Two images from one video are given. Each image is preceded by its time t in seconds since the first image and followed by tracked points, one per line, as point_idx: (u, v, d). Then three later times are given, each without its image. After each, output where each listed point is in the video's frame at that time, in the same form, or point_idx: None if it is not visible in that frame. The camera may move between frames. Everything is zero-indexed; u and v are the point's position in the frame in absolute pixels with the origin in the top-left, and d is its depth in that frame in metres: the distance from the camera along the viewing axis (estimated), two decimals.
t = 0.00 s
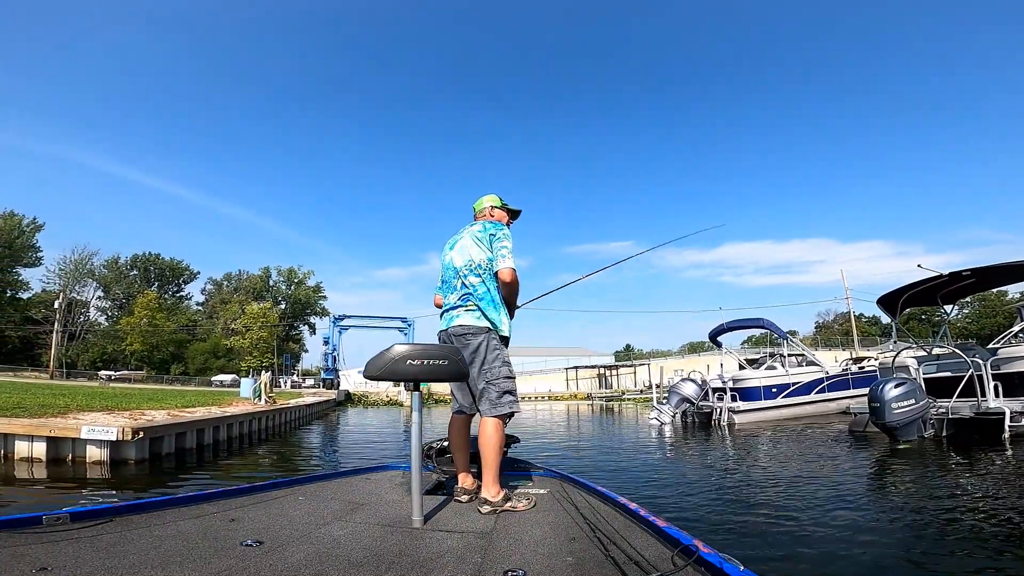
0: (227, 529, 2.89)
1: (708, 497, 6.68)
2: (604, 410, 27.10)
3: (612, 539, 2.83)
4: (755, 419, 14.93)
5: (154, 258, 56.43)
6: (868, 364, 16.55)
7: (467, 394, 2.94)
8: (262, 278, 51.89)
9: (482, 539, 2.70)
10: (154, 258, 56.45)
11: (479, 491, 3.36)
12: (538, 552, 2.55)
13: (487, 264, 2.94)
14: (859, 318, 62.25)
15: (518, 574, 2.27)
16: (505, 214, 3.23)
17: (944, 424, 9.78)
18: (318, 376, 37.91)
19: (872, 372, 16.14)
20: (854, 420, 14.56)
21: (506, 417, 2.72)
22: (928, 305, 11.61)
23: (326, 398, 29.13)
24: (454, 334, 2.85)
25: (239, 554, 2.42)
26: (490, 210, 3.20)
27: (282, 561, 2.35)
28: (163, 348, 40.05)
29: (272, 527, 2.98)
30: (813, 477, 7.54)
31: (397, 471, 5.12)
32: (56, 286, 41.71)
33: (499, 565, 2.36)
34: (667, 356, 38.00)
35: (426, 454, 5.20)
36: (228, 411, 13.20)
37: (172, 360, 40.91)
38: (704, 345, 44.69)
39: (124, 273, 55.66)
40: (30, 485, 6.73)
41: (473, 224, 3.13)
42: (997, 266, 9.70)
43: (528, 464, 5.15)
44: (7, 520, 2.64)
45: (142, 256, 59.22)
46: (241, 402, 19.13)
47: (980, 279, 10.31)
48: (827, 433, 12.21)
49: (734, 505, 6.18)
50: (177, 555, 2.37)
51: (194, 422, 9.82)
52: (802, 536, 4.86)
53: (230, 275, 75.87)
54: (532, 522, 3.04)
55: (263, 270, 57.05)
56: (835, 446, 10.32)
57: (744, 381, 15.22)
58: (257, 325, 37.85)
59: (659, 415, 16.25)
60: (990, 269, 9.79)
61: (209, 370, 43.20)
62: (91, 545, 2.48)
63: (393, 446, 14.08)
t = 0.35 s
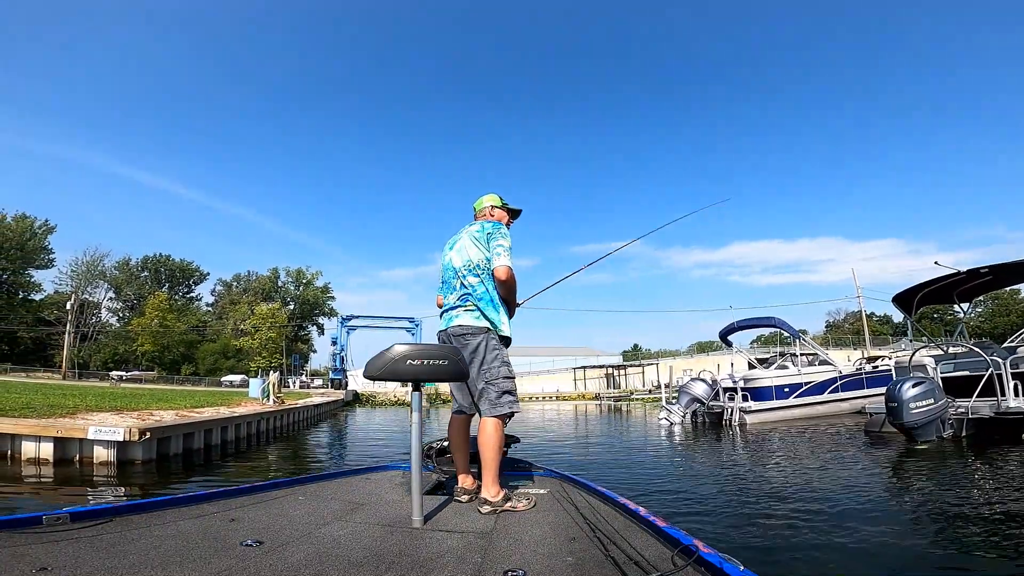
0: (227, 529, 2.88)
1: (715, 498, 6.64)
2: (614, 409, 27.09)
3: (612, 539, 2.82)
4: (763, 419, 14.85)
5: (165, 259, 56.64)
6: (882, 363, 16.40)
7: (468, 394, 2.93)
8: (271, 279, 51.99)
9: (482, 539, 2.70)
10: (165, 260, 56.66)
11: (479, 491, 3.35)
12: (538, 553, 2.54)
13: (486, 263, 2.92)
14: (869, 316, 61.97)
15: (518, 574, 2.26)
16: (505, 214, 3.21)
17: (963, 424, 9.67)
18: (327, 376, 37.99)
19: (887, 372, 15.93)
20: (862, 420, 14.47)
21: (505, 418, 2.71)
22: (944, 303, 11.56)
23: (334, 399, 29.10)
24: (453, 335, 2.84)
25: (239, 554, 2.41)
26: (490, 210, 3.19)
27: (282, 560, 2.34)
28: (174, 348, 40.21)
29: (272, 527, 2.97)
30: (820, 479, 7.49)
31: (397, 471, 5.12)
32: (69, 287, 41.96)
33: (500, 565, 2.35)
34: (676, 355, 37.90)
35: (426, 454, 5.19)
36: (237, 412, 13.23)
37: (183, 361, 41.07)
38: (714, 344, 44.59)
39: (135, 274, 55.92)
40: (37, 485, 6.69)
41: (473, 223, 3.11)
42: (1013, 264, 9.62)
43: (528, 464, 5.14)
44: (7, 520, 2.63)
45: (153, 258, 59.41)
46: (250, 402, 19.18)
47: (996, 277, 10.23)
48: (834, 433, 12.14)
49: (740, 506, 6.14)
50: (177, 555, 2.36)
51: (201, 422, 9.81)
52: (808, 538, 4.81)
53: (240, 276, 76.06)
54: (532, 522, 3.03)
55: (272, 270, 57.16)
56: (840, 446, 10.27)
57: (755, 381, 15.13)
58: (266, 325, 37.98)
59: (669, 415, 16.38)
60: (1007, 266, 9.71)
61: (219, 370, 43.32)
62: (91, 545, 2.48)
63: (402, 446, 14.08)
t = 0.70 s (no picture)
0: (226, 529, 2.88)
1: (721, 499, 6.59)
2: (623, 409, 27.08)
3: (612, 539, 2.81)
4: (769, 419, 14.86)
5: (174, 261, 56.79)
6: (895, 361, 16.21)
7: (469, 394, 2.92)
8: (279, 280, 52.08)
9: (482, 539, 2.69)
10: (174, 261, 56.82)
11: (480, 491, 3.35)
12: (538, 552, 2.53)
13: (484, 262, 2.91)
14: (881, 315, 61.83)
15: (518, 574, 2.25)
16: (504, 214, 3.20)
17: (982, 423, 9.57)
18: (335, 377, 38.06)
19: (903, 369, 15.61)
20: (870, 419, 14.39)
21: (505, 417, 2.70)
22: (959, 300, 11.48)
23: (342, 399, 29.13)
24: (454, 335, 2.83)
25: (240, 554, 2.41)
26: (489, 210, 3.17)
27: (282, 561, 2.34)
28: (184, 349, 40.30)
29: (271, 526, 2.97)
30: (827, 479, 7.43)
31: (397, 471, 5.12)
32: (79, 289, 42.21)
33: (500, 565, 2.34)
34: (684, 354, 37.79)
35: (426, 454, 5.19)
36: (244, 412, 13.25)
37: (193, 361, 41.19)
38: (722, 343, 44.42)
39: (145, 276, 56.11)
40: (44, 486, 6.68)
41: (472, 224, 3.10)
42: None
43: (527, 464, 5.13)
44: (5, 520, 2.62)
45: (162, 259, 59.55)
46: (258, 402, 19.18)
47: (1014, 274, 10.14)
48: (841, 433, 12.08)
49: (746, 507, 6.09)
50: (177, 555, 2.36)
51: (208, 422, 9.80)
52: (811, 540, 4.78)
53: (248, 276, 76.14)
54: (532, 522, 3.02)
55: (280, 271, 57.28)
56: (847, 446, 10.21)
57: (766, 379, 15.07)
58: (275, 326, 38.06)
59: (679, 414, 16.34)
60: None
61: (228, 370, 43.41)
62: (91, 545, 2.47)
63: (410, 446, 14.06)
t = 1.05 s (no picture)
0: (226, 529, 2.88)
1: (727, 500, 6.54)
2: (630, 408, 27.08)
3: (612, 539, 2.81)
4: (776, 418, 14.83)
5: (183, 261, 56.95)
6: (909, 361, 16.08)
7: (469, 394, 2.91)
8: (286, 281, 52.19)
9: (482, 539, 2.69)
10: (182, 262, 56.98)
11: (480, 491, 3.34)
12: (537, 552, 2.53)
13: (482, 262, 2.90)
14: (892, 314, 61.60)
15: (518, 574, 2.25)
16: (503, 215, 3.19)
17: (1001, 422, 9.49)
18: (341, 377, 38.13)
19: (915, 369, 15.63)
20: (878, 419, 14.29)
21: (504, 418, 2.68)
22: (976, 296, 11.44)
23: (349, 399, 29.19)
24: (452, 335, 2.81)
25: (239, 554, 2.41)
26: (488, 210, 3.16)
27: (282, 560, 2.34)
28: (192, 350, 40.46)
29: (272, 527, 2.97)
30: (832, 480, 7.38)
31: (398, 471, 5.12)
32: (89, 291, 42.55)
33: (499, 565, 2.34)
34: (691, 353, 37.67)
35: (426, 454, 5.18)
36: (251, 412, 13.26)
37: (202, 362, 41.32)
38: (730, 341, 44.20)
39: (154, 276, 56.32)
40: (49, 487, 6.67)
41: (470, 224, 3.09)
42: None
43: (528, 464, 5.13)
44: (5, 520, 2.62)
45: (172, 260, 59.75)
46: (265, 403, 19.22)
47: None
48: (848, 433, 12.00)
49: (752, 508, 6.04)
50: (177, 555, 2.36)
51: (214, 423, 9.81)
52: (812, 540, 4.78)
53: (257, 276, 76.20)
54: (532, 522, 3.02)
55: (287, 272, 57.47)
56: (853, 446, 10.16)
57: (777, 378, 15.00)
58: (282, 327, 38.17)
59: (688, 413, 16.43)
60: None
61: (236, 371, 43.50)
62: (91, 545, 2.47)
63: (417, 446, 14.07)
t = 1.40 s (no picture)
0: (226, 529, 2.88)
1: (733, 501, 6.48)
2: (638, 408, 27.05)
3: (612, 539, 2.80)
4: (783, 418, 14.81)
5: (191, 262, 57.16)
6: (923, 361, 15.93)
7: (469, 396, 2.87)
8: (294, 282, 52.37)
9: (482, 539, 2.68)
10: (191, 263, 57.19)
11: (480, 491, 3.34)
12: (538, 553, 2.52)
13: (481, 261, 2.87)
14: (902, 313, 61.46)
15: (518, 574, 2.24)
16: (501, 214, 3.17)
17: (1018, 423, 9.42)
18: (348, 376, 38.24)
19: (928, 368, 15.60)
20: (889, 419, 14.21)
21: (504, 420, 2.66)
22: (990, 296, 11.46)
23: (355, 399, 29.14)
24: (450, 335, 2.79)
25: (239, 554, 2.41)
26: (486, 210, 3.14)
27: (282, 561, 2.34)
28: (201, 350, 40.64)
29: (272, 527, 2.97)
30: (839, 481, 7.32)
31: (398, 471, 5.12)
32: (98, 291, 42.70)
33: (499, 565, 2.34)
34: (699, 353, 37.55)
35: (426, 454, 5.18)
36: (257, 412, 13.28)
37: (211, 362, 41.43)
38: (738, 340, 44.04)
39: (164, 277, 56.59)
40: (53, 488, 6.61)
41: (468, 223, 3.06)
42: None
43: (528, 464, 5.13)
44: (6, 520, 2.61)
45: (181, 261, 60.00)
46: (273, 403, 19.28)
47: None
48: (856, 433, 11.94)
49: (758, 509, 5.98)
50: (177, 555, 2.36)
51: (221, 423, 9.75)
52: (811, 540, 4.79)
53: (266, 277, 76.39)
54: (532, 522, 3.02)
55: (294, 273, 57.59)
56: (860, 447, 10.09)
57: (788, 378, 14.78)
58: (290, 327, 38.54)
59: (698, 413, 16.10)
60: None
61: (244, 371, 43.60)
62: (91, 545, 2.47)
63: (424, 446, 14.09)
